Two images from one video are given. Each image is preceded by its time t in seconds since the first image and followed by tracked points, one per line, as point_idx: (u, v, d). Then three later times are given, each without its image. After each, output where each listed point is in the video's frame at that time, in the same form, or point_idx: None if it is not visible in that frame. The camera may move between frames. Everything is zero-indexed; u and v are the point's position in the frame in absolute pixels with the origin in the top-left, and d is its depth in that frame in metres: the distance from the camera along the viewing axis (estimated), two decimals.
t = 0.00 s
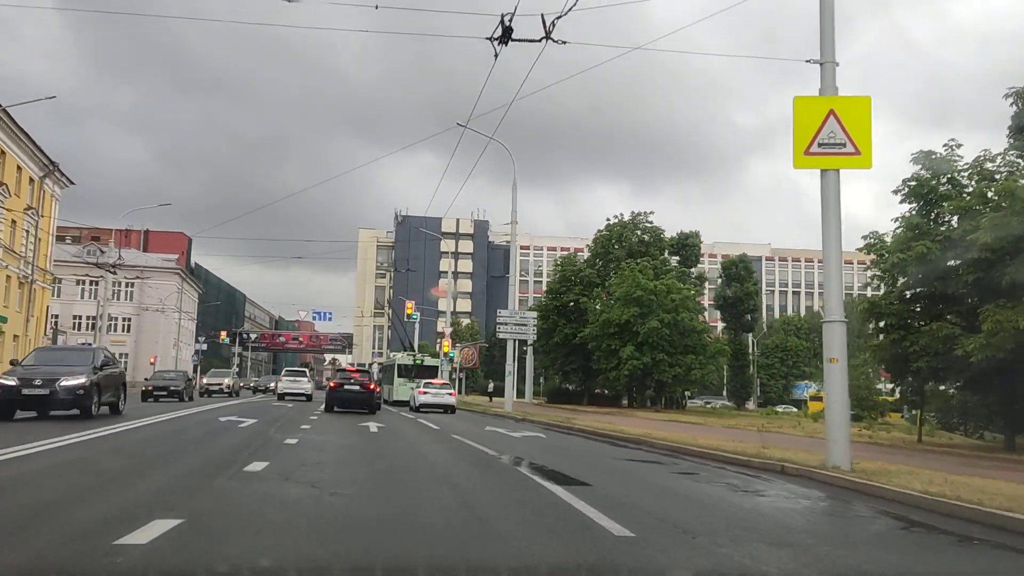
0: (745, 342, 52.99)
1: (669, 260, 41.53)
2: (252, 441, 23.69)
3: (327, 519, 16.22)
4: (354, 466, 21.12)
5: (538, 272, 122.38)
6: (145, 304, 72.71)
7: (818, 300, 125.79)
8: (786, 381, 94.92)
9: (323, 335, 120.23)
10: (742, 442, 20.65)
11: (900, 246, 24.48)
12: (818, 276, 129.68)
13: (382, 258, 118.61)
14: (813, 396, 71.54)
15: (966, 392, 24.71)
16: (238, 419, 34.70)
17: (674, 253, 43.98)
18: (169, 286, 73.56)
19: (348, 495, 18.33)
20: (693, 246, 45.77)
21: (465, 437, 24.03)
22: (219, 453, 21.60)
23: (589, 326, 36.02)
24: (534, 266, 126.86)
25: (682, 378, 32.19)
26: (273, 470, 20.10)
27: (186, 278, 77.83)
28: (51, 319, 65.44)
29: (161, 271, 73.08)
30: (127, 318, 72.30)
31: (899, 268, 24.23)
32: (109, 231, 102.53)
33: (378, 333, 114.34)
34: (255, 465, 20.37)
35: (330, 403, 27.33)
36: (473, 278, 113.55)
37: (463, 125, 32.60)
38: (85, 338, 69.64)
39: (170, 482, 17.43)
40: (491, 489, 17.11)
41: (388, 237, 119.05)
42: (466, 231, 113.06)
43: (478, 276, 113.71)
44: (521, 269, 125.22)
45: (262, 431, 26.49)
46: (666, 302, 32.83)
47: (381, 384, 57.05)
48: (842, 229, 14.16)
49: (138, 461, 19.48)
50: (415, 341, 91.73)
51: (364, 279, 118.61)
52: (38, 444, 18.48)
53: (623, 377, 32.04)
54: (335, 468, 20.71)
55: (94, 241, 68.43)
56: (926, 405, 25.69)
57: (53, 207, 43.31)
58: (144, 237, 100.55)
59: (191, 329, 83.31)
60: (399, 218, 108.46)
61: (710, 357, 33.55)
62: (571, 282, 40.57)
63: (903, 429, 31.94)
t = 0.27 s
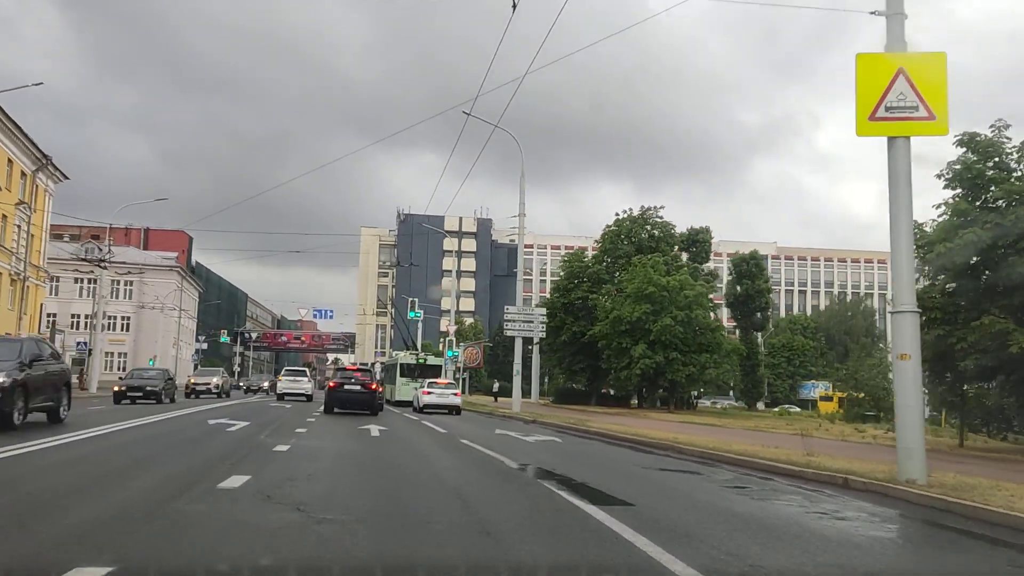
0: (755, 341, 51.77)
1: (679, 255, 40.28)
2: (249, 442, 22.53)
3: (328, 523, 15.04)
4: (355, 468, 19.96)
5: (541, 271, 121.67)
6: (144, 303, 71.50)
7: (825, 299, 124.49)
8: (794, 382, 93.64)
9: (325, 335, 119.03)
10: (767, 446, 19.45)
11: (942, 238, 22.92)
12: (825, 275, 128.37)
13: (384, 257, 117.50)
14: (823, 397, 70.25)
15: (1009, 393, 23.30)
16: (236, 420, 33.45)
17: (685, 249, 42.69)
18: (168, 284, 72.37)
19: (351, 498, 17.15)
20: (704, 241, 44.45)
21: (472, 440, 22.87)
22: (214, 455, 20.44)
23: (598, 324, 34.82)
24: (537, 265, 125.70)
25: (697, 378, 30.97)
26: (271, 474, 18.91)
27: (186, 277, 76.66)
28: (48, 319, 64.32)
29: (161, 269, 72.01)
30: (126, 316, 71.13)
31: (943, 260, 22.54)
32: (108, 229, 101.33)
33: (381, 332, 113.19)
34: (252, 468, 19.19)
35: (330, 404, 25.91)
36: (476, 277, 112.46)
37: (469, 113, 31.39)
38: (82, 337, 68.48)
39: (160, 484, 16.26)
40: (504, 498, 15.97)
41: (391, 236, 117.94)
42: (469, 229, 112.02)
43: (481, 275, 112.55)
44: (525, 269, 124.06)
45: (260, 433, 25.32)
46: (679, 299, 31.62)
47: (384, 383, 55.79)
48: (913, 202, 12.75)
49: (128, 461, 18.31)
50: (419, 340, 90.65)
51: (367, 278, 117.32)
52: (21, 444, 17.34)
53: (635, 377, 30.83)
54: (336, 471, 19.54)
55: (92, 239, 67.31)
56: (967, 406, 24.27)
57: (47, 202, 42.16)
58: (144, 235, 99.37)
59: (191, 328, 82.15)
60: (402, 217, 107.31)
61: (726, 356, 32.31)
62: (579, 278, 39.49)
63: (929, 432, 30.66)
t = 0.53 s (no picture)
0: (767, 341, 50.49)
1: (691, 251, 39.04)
2: (243, 446, 21.49)
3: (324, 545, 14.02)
4: (355, 482, 18.93)
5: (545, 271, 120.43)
6: (143, 301, 70.40)
7: (833, 298, 122.99)
8: (802, 382, 92.28)
9: (327, 334, 117.96)
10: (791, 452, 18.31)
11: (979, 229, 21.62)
12: (832, 274, 126.83)
13: (387, 256, 116.35)
14: (834, 398, 68.86)
15: None
16: (233, 421, 32.39)
17: (696, 245, 41.46)
18: (167, 284, 71.01)
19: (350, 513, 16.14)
20: (716, 237, 43.20)
21: (477, 445, 21.82)
22: (206, 462, 19.41)
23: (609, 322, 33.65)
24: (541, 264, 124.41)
25: (712, 378, 29.74)
26: (265, 486, 17.90)
27: (186, 275, 75.59)
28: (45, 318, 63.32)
29: (160, 268, 70.77)
30: (124, 316, 69.99)
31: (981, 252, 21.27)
32: (109, 228, 100.43)
33: (383, 331, 112.00)
34: (245, 477, 18.18)
35: (329, 407, 24.64)
36: (479, 276, 111.25)
37: (474, 101, 30.20)
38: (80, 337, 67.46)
39: (146, 494, 15.28)
40: (511, 505, 14.95)
41: (393, 234, 116.77)
42: (472, 228, 110.81)
43: (485, 274, 111.31)
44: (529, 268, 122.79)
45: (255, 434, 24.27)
46: (693, 295, 30.44)
47: (386, 384, 54.68)
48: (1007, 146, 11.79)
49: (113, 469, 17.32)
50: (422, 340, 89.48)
51: (370, 278, 116.18)
52: None
53: (647, 377, 29.64)
54: (335, 485, 18.52)
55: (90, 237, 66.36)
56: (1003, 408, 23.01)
57: (41, 198, 41.19)
58: (144, 233, 98.43)
59: (191, 328, 81.09)
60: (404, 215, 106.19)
61: (741, 355, 31.09)
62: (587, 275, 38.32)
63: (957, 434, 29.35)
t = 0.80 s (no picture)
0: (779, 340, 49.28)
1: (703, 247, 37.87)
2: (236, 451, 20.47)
3: (317, 570, 12.96)
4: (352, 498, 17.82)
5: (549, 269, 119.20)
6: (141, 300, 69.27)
7: (841, 297, 121.21)
8: (811, 383, 90.83)
9: (329, 334, 116.83)
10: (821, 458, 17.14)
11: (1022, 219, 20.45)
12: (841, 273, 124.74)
13: (389, 255, 115.14)
14: (846, 398, 67.39)
15: None
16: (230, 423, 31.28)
17: (708, 241, 40.28)
18: (165, 281, 70.07)
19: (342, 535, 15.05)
20: (727, 232, 42.00)
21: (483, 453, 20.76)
22: (195, 471, 18.39)
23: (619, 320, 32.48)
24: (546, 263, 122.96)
25: (728, 378, 28.53)
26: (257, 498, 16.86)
27: (185, 273, 74.57)
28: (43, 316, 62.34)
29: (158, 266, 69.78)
30: (122, 315, 68.97)
31: None
32: (108, 226, 99.30)
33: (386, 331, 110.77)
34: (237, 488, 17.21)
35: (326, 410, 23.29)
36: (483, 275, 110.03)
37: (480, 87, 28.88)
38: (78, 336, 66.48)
39: (128, 512, 14.25)
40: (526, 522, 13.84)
41: (396, 233, 115.51)
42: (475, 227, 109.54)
43: (488, 273, 110.10)
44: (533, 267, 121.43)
45: (250, 438, 23.24)
46: (708, 291, 29.25)
47: (389, 384, 53.56)
48: None
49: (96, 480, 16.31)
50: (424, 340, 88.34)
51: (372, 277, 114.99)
52: None
53: (661, 376, 28.40)
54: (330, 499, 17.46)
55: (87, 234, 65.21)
56: None
57: (33, 193, 40.05)
58: (144, 232, 97.30)
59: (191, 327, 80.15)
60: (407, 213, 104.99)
61: (758, 355, 29.89)
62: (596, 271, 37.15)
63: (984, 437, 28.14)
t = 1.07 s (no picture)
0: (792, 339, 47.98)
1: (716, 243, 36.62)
2: (231, 451, 19.40)
3: None
4: (354, 500, 16.75)
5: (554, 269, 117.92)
6: (139, 298, 68.15)
7: (849, 296, 119.69)
8: (820, 383, 89.43)
9: (332, 334, 115.62)
10: (852, 462, 16.03)
11: None
12: (848, 273, 123.34)
13: (392, 254, 114.04)
14: (857, 399, 65.89)
15: None
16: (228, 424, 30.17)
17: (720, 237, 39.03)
18: (165, 280, 69.07)
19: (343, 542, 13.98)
20: (740, 228, 40.73)
21: (492, 456, 19.67)
22: (188, 471, 17.30)
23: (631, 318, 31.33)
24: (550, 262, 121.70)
25: (745, 378, 27.33)
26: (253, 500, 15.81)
27: (185, 271, 73.55)
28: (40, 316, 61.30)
29: (158, 264, 68.76)
30: (121, 314, 67.82)
31: None
32: (108, 225, 98.27)
33: (388, 331, 109.65)
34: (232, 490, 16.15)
35: (325, 413, 21.96)
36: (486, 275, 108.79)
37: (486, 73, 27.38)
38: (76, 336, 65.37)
39: (109, 517, 13.18)
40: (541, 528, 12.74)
41: (399, 232, 114.41)
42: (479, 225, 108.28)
43: (492, 272, 108.82)
44: (537, 266, 120.17)
45: (247, 438, 22.19)
46: (724, 287, 28.07)
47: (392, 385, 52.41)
48: None
49: (81, 480, 15.27)
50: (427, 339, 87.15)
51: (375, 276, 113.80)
52: None
53: (676, 376, 27.20)
54: (331, 502, 16.39)
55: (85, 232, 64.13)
56: None
57: (26, 188, 38.96)
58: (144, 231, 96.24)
59: (191, 327, 79.10)
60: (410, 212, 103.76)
61: (777, 354, 28.66)
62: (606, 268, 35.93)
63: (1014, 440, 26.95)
